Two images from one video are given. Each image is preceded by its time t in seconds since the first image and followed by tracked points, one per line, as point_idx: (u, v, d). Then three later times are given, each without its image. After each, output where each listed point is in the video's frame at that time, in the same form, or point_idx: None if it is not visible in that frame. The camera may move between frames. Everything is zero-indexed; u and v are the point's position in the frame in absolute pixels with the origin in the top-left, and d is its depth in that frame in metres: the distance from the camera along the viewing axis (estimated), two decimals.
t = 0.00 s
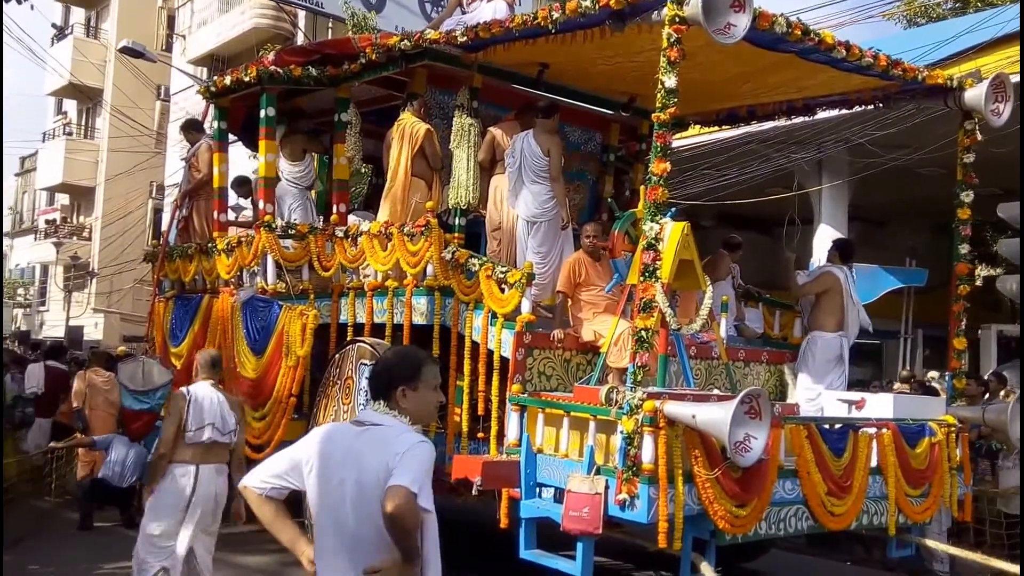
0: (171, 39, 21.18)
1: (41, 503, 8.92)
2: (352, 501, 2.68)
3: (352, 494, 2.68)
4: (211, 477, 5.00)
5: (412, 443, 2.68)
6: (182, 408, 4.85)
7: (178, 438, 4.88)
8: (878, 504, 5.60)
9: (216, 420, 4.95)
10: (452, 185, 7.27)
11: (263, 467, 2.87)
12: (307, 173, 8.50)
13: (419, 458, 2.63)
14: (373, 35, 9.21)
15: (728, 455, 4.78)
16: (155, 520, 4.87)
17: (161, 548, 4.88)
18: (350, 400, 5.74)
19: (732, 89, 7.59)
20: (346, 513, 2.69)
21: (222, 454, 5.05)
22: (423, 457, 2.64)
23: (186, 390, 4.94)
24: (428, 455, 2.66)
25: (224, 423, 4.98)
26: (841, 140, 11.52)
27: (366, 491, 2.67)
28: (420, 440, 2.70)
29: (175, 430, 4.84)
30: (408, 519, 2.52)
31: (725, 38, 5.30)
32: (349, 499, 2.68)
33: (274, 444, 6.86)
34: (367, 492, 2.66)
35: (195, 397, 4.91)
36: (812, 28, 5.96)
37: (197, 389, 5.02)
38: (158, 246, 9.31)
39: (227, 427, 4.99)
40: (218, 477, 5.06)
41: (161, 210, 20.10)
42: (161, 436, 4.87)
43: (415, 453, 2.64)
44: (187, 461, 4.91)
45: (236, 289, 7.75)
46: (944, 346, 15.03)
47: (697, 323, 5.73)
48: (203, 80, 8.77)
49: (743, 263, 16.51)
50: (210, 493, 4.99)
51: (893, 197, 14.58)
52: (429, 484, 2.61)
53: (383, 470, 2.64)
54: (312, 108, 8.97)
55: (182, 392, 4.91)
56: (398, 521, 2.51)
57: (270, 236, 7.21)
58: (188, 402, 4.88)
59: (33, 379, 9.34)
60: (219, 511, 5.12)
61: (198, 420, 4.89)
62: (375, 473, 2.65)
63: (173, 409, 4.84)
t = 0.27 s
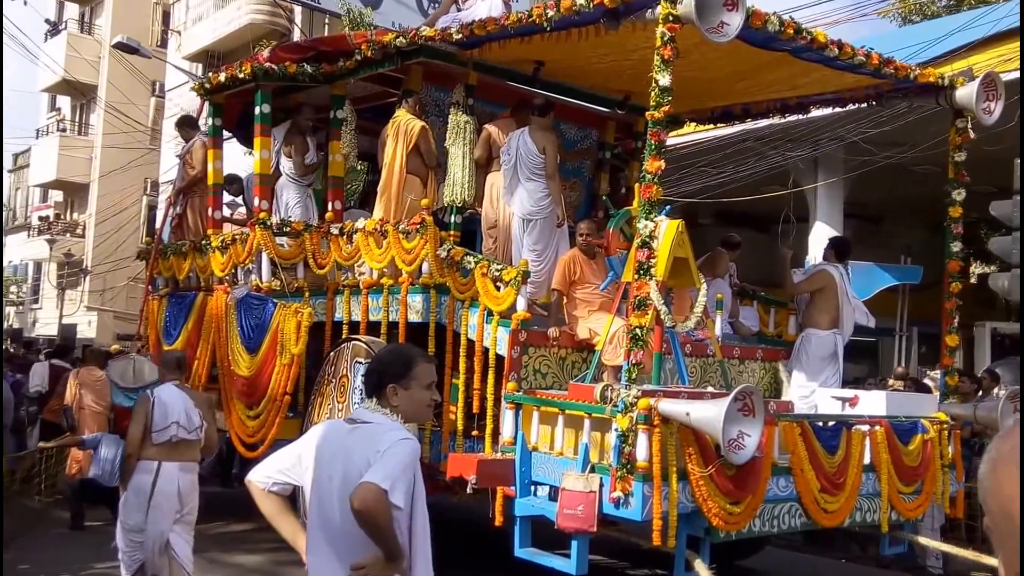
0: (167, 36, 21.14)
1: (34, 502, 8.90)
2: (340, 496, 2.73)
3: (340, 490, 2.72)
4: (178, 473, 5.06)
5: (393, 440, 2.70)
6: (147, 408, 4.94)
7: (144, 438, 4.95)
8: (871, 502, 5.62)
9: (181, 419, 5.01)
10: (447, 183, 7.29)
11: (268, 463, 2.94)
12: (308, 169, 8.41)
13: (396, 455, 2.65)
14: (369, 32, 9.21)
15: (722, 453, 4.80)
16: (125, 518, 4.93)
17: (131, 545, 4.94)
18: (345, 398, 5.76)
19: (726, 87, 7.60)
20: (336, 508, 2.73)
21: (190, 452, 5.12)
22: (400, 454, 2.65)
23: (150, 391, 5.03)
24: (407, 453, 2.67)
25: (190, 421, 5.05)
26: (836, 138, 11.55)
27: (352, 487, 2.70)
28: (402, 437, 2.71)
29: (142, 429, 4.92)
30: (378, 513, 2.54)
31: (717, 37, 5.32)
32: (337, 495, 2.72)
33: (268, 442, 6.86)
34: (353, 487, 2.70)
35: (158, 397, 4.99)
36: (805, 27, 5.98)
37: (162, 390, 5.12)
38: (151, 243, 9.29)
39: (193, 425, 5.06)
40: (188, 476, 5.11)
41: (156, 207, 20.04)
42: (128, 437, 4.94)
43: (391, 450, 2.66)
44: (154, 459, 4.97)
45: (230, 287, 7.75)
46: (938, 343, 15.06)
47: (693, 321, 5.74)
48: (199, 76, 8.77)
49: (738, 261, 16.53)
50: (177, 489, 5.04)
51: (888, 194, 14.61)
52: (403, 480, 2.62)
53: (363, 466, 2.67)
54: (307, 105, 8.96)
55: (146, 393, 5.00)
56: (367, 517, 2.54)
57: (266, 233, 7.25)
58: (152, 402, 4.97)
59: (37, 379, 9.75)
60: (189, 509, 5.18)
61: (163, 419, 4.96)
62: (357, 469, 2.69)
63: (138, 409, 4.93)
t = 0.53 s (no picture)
0: (152, 33, 21.04)
1: (16, 505, 8.84)
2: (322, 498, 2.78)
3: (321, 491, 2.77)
4: (140, 466, 5.32)
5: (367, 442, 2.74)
6: (103, 407, 5.22)
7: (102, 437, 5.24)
8: (856, 501, 5.64)
9: (138, 415, 5.29)
10: (434, 183, 7.29)
11: (263, 464, 2.98)
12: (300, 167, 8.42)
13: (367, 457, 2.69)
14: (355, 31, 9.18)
15: (707, 453, 4.80)
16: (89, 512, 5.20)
17: (99, 537, 5.21)
18: (330, 399, 5.75)
19: (712, 88, 7.61)
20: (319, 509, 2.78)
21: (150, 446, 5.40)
22: (370, 456, 2.69)
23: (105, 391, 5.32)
24: (379, 454, 2.71)
25: (147, 416, 5.33)
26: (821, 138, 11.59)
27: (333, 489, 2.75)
28: (376, 439, 2.75)
29: (98, 427, 5.20)
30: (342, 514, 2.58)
31: (703, 37, 5.33)
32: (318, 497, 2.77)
33: (252, 443, 6.82)
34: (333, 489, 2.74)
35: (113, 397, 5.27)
36: (789, 27, 5.99)
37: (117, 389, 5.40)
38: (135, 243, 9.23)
39: (150, 420, 5.34)
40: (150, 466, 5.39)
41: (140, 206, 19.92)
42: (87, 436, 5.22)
43: (361, 451, 2.70)
44: (116, 454, 5.26)
45: (215, 288, 7.71)
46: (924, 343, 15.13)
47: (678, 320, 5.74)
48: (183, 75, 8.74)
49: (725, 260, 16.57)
50: (138, 482, 5.29)
51: (874, 194, 14.67)
52: (371, 481, 2.66)
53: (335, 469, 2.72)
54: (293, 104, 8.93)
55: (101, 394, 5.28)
56: (332, 518, 2.58)
57: (251, 233, 7.20)
58: (107, 401, 5.24)
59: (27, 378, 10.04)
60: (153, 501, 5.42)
61: (119, 417, 5.25)
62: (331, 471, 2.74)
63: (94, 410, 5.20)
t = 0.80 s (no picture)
0: (129, 31, 20.87)
1: None
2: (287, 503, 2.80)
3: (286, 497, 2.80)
4: (101, 465, 5.33)
5: (328, 447, 2.75)
6: (61, 405, 5.23)
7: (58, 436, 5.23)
8: (832, 500, 5.67)
9: (95, 413, 5.30)
10: (412, 181, 7.25)
11: (247, 469, 3.01)
12: (279, 167, 8.32)
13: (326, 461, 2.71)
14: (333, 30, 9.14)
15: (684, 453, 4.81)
16: (55, 509, 5.14)
17: (70, 530, 5.15)
18: (307, 399, 5.72)
19: (689, 88, 7.63)
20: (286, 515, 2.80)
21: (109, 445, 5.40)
22: (328, 460, 2.71)
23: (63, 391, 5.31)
24: (338, 458, 2.72)
25: (105, 414, 5.35)
26: (799, 139, 11.65)
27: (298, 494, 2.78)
28: (337, 443, 2.77)
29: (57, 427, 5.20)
30: (295, 517, 2.58)
31: (679, 38, 5.35)
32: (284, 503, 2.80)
33: (229, 444, 6.77)
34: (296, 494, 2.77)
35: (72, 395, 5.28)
36: (766, 29, 6.02)
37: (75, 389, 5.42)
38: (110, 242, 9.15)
39: (108, 418, 5.35)
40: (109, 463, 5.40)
41: (116, 206, 19.75)
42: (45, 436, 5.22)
43: (318, 456, 2.72)
44: (77, 452, 5.25)
45: (190, 288, 7.65)
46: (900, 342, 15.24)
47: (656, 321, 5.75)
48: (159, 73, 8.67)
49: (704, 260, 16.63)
50: (101, 478, 5.31)
51: (851, 194, 14.76)
52: (328, 485, 2.67)
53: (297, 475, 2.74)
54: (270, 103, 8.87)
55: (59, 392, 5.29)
56: (284, 522, 2.58)
57: (227, 233, 7.15)
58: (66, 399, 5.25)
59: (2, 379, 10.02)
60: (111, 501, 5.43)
61: (77, 415, 5.26)
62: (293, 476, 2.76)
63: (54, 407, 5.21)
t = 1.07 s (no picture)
0: (104, 29, 20.69)
1: None
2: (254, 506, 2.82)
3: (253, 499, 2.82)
4: (58, 462, 5.73)
5: (294, 450, 2.77)
6: (28, 402, 5.57)
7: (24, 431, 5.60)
8: (805, 499, 5.70)
9: (60, 413, 5.69)
10: (389, 181, 7.23)
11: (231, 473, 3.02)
12: (252, 165, 8.26)
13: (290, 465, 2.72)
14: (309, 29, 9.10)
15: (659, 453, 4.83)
16: (7, 497, 5.55)
17: (19, 523, 5.54)
18: (283, 400, 5.69)
19: (665, 89, 7.67)
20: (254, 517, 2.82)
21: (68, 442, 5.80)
22: (290, 463, 2.72)
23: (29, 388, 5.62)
24: (300, 461, 2.74)
25: (68, 414, 5.75)
26: (775, 139, 11.72)
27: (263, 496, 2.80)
28: (300, 446, 2.79)
29: (23, 422, 5.56)
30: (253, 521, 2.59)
31: (654, 39, 5.38)
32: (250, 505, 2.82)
33: (203, 446, 6.72)
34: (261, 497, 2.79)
35: (40, 392, 5.61)
36: (740, 30, 6.06)
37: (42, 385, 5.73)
38: (83, 243, 9.06)
39: (71, 418, 5.75)
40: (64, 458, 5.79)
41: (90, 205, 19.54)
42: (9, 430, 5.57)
43: (282, 459, 2.74)
44: (36, 448, 5.65)
45: (164, 289, 7.59)
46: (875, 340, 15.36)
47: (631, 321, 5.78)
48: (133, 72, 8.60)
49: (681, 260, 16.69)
50: (58, 474, 5.70)
51: (826, 194, 14.87)
52: (290, 487, 2.68)
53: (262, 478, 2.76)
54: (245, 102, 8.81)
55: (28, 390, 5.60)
56: (241, 526, 2.59)
57: (201, 233, 7.08)
58: (34, 397, 5.59)
59: None
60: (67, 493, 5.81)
61: (44, 413, 5.65)
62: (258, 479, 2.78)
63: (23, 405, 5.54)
